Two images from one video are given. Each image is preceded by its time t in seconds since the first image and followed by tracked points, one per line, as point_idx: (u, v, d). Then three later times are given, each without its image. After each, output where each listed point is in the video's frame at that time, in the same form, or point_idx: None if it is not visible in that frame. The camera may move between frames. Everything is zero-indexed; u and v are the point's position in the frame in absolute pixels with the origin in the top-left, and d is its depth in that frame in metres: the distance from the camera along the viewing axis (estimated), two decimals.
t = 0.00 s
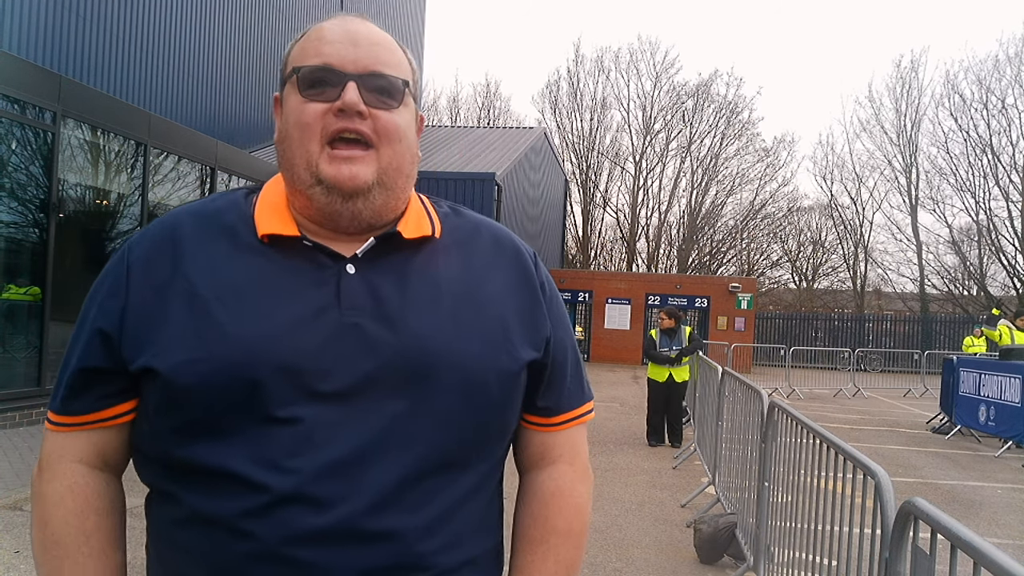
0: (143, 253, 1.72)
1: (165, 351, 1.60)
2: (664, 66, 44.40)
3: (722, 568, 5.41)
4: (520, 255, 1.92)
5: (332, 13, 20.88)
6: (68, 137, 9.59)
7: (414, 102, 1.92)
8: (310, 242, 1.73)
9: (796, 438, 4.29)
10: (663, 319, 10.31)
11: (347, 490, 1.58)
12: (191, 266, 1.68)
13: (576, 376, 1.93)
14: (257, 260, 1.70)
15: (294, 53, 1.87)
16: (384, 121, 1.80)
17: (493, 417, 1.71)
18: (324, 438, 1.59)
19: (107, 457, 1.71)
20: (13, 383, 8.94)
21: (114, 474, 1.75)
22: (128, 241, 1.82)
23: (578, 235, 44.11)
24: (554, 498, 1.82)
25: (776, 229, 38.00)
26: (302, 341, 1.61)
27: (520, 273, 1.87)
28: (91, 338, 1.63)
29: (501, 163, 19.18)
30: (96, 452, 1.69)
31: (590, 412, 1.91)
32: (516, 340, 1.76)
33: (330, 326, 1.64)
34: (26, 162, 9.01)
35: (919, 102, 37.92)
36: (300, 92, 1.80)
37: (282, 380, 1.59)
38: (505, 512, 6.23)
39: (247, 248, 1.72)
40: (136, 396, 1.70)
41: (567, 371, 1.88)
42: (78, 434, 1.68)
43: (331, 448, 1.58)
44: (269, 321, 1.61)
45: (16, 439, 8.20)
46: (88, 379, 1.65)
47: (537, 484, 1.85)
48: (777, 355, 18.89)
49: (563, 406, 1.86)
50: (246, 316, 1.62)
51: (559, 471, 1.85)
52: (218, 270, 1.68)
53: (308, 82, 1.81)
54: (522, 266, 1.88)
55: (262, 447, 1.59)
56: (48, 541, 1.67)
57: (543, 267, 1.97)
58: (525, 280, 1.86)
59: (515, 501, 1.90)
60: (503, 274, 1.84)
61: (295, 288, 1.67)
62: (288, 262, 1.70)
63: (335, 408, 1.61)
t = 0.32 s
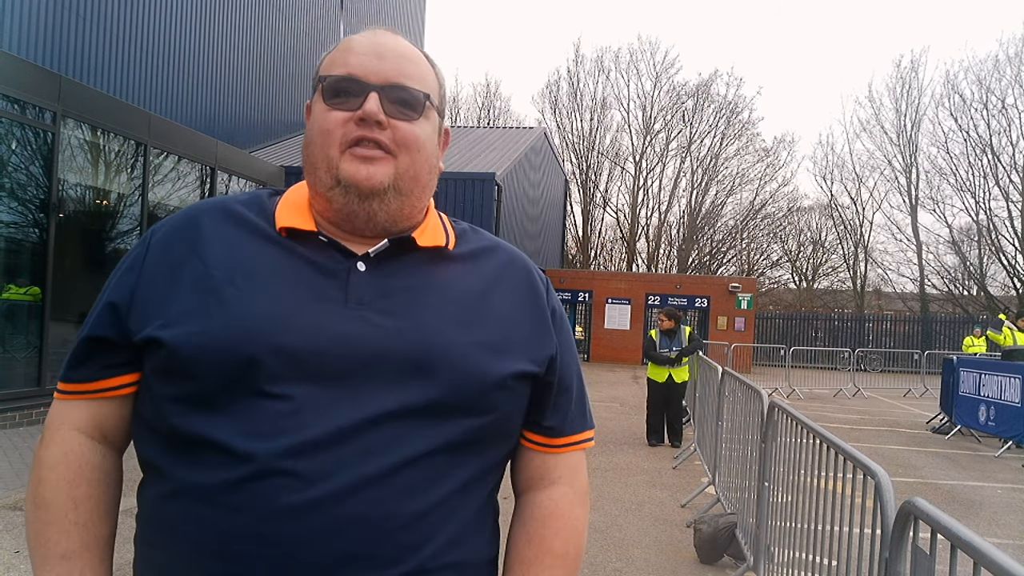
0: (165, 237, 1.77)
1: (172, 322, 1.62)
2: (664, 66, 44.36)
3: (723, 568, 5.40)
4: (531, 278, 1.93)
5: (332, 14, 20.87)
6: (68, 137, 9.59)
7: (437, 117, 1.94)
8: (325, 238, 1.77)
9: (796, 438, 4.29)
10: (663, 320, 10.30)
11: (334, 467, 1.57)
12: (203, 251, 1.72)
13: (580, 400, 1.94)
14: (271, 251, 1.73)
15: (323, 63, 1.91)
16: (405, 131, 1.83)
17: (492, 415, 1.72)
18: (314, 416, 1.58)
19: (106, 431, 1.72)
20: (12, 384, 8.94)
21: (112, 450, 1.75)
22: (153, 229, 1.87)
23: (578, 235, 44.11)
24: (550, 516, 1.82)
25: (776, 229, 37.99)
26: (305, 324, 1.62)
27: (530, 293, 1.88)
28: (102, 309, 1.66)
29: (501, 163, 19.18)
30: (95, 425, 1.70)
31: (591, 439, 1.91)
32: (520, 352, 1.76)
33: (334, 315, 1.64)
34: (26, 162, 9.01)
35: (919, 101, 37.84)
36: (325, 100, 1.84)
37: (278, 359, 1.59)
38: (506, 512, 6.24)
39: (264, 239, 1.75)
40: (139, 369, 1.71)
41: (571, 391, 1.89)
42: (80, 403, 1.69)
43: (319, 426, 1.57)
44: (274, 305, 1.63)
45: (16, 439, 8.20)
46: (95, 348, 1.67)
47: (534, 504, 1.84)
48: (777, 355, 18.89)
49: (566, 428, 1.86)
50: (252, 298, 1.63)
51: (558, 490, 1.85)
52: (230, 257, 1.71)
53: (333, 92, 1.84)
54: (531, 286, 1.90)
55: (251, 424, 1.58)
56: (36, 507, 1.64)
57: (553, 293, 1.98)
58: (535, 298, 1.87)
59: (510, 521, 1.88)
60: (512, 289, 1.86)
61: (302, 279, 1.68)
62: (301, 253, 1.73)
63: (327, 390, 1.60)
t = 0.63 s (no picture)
0: (171, 246, 1.78)
1: (176, 328, 1.63)
2: (664, 66, 44.29)
3: (723, 568, 5.40)
4: (537, 288, 1.92)
5: (332, 13, 20.87)
6: (68, 137, 9.59)
7: (444, 129, 1.94)
8: (330, 247, 1.77)
9: (796, 438, 4.29)
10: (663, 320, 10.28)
11: (336, 467, 1.56)
12: (209, 258, 1.72)
13: (586, 412, 1.94)
14: (277, 259, 1.74)
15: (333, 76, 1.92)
16: (409, 146, 1.83)
17: (494, 422, 1.71)
18: (315, 420, 1.58)
19: (111, 437, 1.72)
20: (13, 384, 8.94)
21: (118, 456, 1.75)
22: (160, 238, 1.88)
23: (578, 235, 44.10)
24: (554, 527, 1.81)
25: (776, 229, 37.99)
26: (308, 330, 1.62)
27: (535, 303, 1.87)
28: (109, 317, 1.67)
29: (501, 163, 19.17)
30: (100, 430, 1.70)
31: (597, 452, 1.90)
32: (524, 360, 1.76)
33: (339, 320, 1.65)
34: (26, 162, 9.01)
35: (919, 101, 37.77)
36: (332, 113, 1.84)
37: (280, 364, 1.59)
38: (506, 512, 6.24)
39: (270, 248, 1.76)
40: (143, 375, 1.71)
41: (575, 402, 1.89)
42: (87, 409, 1.70)
43: (320, 428, 1.57)
44: (278, 312, 1.63)
45: (16, 439, 8.20)
46: (101, 354, 1.68)
47: (538, 515, 1.83)
48: (777, 355, 18.88)
49: (572, 439, 1.86)
50: (257, 304, 1.64)
51: (563, 501, 1.84)
52: (236, 264, 1.71)
53: (340, 105, 1.85)
54: (536, 296, 1.89)
55: (253, 426, 1.58)
56: (40, 509, 1.65)
57: (559, 303, 1.97)
58: (539, 308, 1.87)
59: (514, 532, 1.88)
60: (516, 298, 1.85)
61: (306, 287, 1.69)
62: (307, 262, 1.74)
63: (330, 395, 1.60)
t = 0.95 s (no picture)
0: (170, 254, 1.78)
1: (178, 336, 1.63)
2: (664, 65, 44.26)
3: (723, 568, 5.40)
4: (536, 277, 1.91)
5: (332, 13, 20.86)
6: (67, 137, 9.59)
7: (432, 127, 1.92)
8: (328, 248, 1.77)
9: (796, 438, 4.29)
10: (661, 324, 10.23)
11: (338, 471, 1.56)
12: (208, 264, 1.72)
13: (590, 398, 1.91)
14: (275, 260, 1.74)
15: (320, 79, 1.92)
16: (396, 146, 1.82)
17: (499, 418, 1.70)
18: (323, 422, 1.58)
19: (120, 446, 1.72)
20: (12, 384, 8.94)
21: (127, 465, 1.75)
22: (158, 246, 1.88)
23: (578, 235, 44.08)
24: (560, 520, 1.79)
25: (776, 229, 38.00)
26: (308, 335, 1.62)
27: (534, 293, 1.86)
28: (110, 328, 1.67)
29: (501, 163, 19.17)
30: (108, 440, 1.70)
31: (602, 437, 1.89)
32: (520, 350, 1.74)
33: (338, 318, 1.65)
34: (26, 162, 9.01)
35: (919, 101, 37.74)
36: (320, 116, 1.85)
37: (283, 367, 1.59)
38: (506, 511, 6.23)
39: (268, 250, 1.76)
40: (148, 383, 1.71)
41: (579, 391, 1.87)
42: (92, 421, 1.69)
43: (329, 430, 1.57)
44: (278, 313, 1.63)
45: (16, 439, 8.21)
46: (103, 365, 1.68)
47: (543, 507, 1.82)
48: (777, 355, 18.87)
49: (576, 425, 1.84)
50: (256, 307, 1.64)
51: (567, 491, 1.82)
52: (235, 268, 1.72)
53: (326, 109, 1.85)
54: (535, 285, 1.88)
55: (259, 423, 1.58)
56: (53, 523, 1.65)
57: (559, 291, 1.96)
58: (536, 298, 1.86)
59: (523, 522, 1.87)
60: (516, 289, 1.84)
61: (308, 288, 1.69)
62: (306, 263, 1.73)
63: (335, 396, 1.60)
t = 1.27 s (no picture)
0: (167, 244, 1.78)
1: (175, 322, 1.63)
2: (664, 65, 44.30)
3: (722, 568, 5.40)
4: (532, 265, 1.91)
5: (332, 14, 20.86)
6: (68, 137, 9.59)
7: (431, 126, 1.93)
8: (325, 234, 1.77)
9: (796, 438, 4.29)
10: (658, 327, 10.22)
11: (339, 456, 1.56)
12: (206, 253, 1.73)
13: (587, 383, 1.91)
14: (271, 247, 1.74)
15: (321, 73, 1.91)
16: (397, 143, 1.83)
17: (496, 399, 1.69)
18: (322, 407, 1.58)
19: (117, 438, 1.72)
20: (13, 384, 8.94)
21: (124, 458, 1.75)
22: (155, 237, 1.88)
23: (578, 235, 44.07)
24: (559, 502, 1.78)
25: (775, 229, 38.01)
26: (306, 320, 1.62)
27: (530, 280, 1.86)
28: (108, 316, 1.67)
29: (501, 163, 19.18)
30: (106, 432, 1.70)
31: (599, 420, 1.88)
32: (518, 333, 1.74)
33: (336, 301, 1.65)
34: (26, 163, 9.00)
35: (919, 102, 37.73)
36: (321, 110, 1.85)
37: (281, 350, 1.60)
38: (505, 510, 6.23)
39: (264, 238, 1.76)
40: (145, 371, 1.71)
41: (577, 375, 1.86)
42: (88, 412, 1.69)
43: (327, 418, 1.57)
44: (276, 299, 1.64)
45: (17, 439, 8.22)
46: (101, 354, 1.68)
47: (541, 490, 1.81)
48: (777, 355, 18.86)
49: (576, 409, 1.83)
50: (254, 292, 1.64)
51: (568, 473, 1.81)
52: (233, 256, 1.72)
53: (328, 103, 1.85)
54: (530, 272, 1.88)
55: (259, 407, 1.58)
56: (50, 516, 1.65)
57: (553, 279, 1.96)
58: (532, 285, 1.86)
59: (522, 508, 1.85)
60: (511, 274, 1.84)
61: (305, 273, 1.69)
62: (304, 250, 1.74)
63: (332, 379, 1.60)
